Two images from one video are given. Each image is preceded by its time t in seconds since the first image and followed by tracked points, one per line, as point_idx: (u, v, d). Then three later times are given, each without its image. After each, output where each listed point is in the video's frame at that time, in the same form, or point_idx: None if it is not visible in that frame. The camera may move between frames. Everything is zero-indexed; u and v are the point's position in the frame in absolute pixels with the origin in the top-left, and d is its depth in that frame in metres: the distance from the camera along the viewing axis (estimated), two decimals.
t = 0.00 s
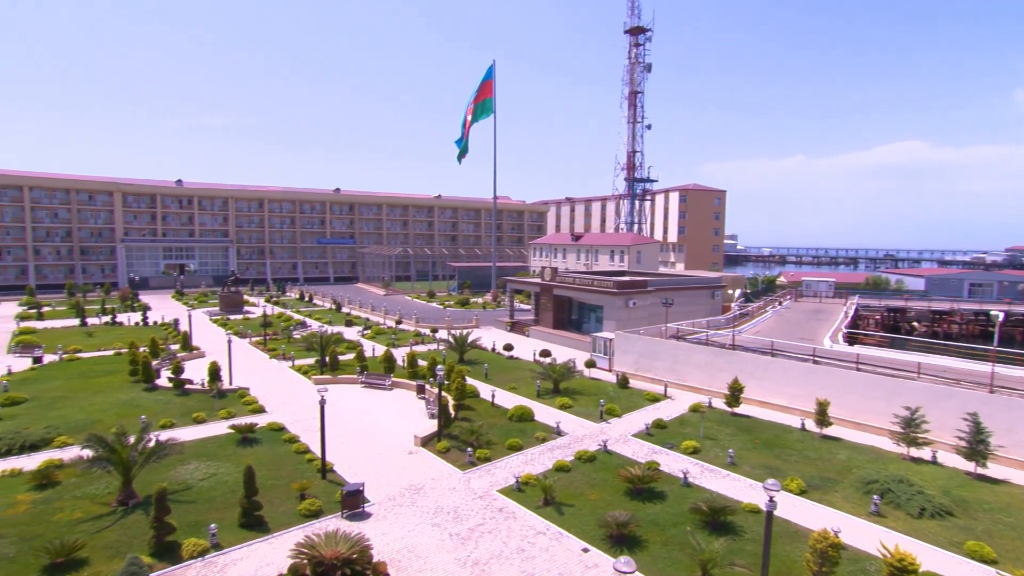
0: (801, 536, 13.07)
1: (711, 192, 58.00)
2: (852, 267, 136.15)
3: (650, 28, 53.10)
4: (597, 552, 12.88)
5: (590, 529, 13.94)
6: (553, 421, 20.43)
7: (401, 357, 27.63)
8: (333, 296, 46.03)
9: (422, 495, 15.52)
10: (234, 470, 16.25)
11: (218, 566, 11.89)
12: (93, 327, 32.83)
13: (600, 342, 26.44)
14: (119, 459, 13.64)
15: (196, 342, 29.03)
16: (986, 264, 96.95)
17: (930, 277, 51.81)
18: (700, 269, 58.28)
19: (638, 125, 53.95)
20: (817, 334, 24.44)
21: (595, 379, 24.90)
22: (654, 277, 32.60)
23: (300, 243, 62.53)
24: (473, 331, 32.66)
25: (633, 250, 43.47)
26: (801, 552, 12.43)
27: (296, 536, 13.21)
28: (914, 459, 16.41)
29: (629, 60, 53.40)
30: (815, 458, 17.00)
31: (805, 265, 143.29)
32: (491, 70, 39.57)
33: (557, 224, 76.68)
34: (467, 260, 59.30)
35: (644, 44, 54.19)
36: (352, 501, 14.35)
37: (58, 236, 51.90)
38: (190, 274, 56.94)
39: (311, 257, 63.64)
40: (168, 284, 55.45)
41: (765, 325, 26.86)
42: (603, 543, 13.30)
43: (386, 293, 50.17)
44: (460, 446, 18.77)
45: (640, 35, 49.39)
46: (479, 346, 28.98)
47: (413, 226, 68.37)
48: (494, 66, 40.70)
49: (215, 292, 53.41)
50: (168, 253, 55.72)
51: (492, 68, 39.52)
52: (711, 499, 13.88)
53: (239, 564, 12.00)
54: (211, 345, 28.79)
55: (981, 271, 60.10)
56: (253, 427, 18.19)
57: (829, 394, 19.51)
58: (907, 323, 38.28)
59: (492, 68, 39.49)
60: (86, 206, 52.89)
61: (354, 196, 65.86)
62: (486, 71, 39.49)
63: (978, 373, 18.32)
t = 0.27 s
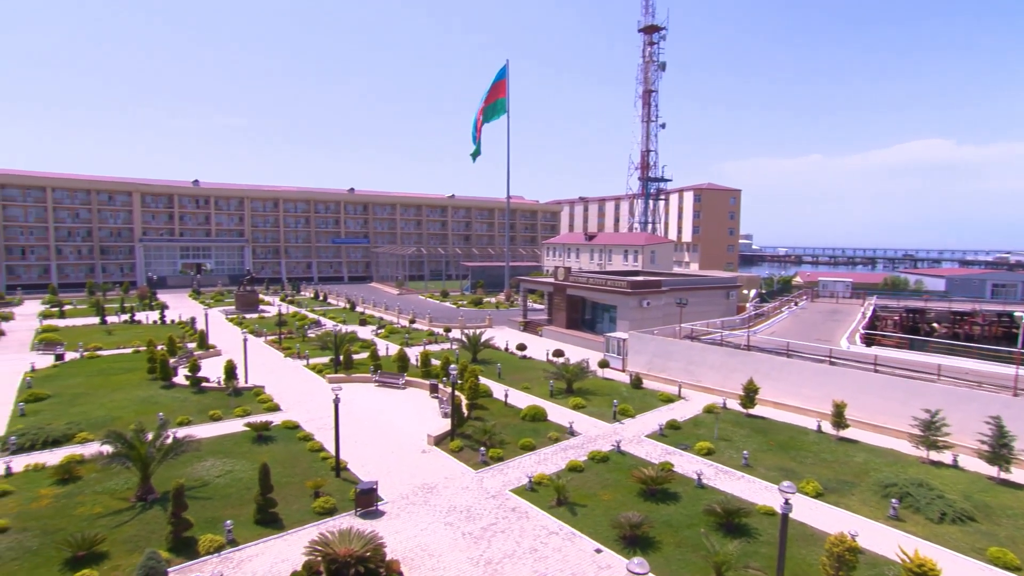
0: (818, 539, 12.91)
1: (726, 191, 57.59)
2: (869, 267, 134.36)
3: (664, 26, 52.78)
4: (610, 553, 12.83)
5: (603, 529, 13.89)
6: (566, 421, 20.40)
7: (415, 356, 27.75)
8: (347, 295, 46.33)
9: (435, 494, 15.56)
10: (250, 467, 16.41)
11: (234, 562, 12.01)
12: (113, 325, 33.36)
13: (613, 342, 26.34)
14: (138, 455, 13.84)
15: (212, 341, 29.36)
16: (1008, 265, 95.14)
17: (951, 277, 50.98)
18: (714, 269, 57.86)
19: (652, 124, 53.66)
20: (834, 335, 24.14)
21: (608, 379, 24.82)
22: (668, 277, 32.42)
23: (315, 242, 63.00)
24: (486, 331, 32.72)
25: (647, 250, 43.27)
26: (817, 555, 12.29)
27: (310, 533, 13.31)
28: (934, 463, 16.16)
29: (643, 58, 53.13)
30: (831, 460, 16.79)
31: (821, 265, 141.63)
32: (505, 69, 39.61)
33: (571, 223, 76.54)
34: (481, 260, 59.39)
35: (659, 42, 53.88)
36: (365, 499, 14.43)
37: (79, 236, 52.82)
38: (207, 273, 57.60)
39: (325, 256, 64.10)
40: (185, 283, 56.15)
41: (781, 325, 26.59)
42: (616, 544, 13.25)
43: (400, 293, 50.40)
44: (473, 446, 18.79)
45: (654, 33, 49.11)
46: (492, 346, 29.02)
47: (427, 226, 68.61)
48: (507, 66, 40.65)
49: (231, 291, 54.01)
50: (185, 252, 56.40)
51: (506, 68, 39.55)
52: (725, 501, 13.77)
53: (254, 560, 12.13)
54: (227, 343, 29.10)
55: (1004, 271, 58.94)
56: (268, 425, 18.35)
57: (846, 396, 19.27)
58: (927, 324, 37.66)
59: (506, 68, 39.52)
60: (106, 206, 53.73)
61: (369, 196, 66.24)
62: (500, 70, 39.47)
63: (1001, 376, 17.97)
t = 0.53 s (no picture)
0: (832, 543, 12.76)
1: (739, 191, 57.26)
2: (884, 268, 132.84)
3: (677, 25, 52.54)
4: (621, 554, 12.79)
5: (614, 530, 13.84)
6: (577, 421, 20.37)
7: (426, 356, 27.84)
8: (359, 295, 46.59)
9: (446, 493, 15.60)
10: (263, 465, 16.54)
11: (247, 559, 12.12)
12: (129, 324, 33.78)
13: (625, 342, 26.27)
14: (153, 452, 14.00)
15: (226, 340, 29.64)
16: None
17: (969, 278, 50.28)
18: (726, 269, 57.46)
19: (664, 123, 53.43)
20: (849, 336, 23.89)
21: (620, 379, 24.75)
22: (680, 277, 32.28)
23: (327, 242, 63.42)
24: (498, 331, 32.76)
25: (659, 250, 43.11)
26: (831, 559, 12.15)
27: (322, 532, 13.39)
28: (951, 467, 15.93)
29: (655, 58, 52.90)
30: (846, 463, 16.62)
31: (835, 265, 140.25)
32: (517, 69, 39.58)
33: (582, 223, 76.44)
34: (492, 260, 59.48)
35: (671, 41, 53.62)
36: (377, 498, 14.48)
37: (96, 236, 53.56)
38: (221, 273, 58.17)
39: (338, 256, 64.45)
40: (199, 282, 56.75)
41: (794, 326, 26.37)
42: (628, 545, 13.19)
43: (411, 292, 50.60)
44: (484, 445, 18.81)
45: (666, 32, 48.92)
46: (503, 346, 29.06)
47: (438, 226, 68.82)
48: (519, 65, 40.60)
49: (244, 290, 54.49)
50: (200, 252, 56.98)
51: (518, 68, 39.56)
52: (738, 503, 13.68)
53: (266, 557, 12.22)
54: (240, 342, 29.36)
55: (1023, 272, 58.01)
56: (280, 424, 18.49)
57: (860, 398, 19.07)
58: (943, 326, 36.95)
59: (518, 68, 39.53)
60: (123, 206, 54.42)
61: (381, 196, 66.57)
62: (512, 69, 39.44)
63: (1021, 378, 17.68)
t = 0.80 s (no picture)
0: (848, 547, 12.59)
1: (753, 191, 56.86)
2: (901, 268, 131.10)
3: (690, 24, 52.25)
4: (634, 556, 12.74)
5: (627, 532, 13.78)
6: (590, 422, 20.32)
7: (439, 355, 27.93)
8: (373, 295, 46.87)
9: (458, 493, 15.63)
10: (277, 463, 16.69)
11: (261, 556, 12.23)
12: (146, 323, 34.23)
13: (638, 342, 26.16)
14: (169, 449, 14.17)
15: (241, 339, 29.94)
16: None
17: (989, 279, 49.48)
18: (740, 270, 57.00)
19: (677, 122, 53.14)
20: (865, 337, 23.61)
21: (632, 380, 24.66)
22: (693, 277, 32.11)
23: (340, 242, 63.83)
24: (510, 331, 32.78)
25: (672, 250, 42.91)
26: (847, 563, 12.00)
27: (335, 530, 13.47)
28: (971, 471, 15.67)
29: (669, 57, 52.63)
30: (862, 466, 16.43)
31: (851, 266, 138.65)
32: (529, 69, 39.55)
33: (595, 223, 76.27)
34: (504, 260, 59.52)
35: (685, 40, 53.31)
36: (389, 497, 14.55)
37: (114, 236, 54.33)
38: (236, 272, 58.75)
39: (351, 256, 64.83)
40: (215, 282, 57.35)
41: (809, 327, 26.10)
42: (640, 546, 13.13)
43: (424, 292, 50.77)
44: (497, 445, 18.83)
45: (680, 31, 48.64)
46: (516, 346, 29.08)
47: (451, 226, 69.01)
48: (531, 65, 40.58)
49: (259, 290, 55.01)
50: (215, 252, 57.60)
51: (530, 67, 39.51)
52: (752, 505, 13.56)
53: (280, 555, 12.32)
54: (255, 342, 29.63)
55: None
56: (294, 423, 18.64)
57: (877, 400, 18.83)
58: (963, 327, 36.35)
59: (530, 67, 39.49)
60: (140, 207, 55.15)
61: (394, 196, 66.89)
62: (524, 69, 39.44)
63: None
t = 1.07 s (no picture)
0: (863, 550, 12.44)
1: (766, 190, 56.45)
2: (917, 269, 129.38)
3: (702, 23, 51.93)
4: (645, 557, 12.68)
5: (638, 533, 13.72)
6: (601, 422, 20.27)
7: (450, 355, 27.99)
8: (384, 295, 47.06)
9: (468, 492, 15.66)
10: (289, 462, 16.81)
11: (273, 554, 12.32)
12: (161, 322, 34.64)
13: (649, 343, 26.06)
14: (184, 447, 14.33)
15: (254, 338, 30.19)
16: None
17: (1008, 280, 48.69)
18: (753, 270, 56.57)
19: (689, 122, 52.84)
20: (880, 339, 23.33)
21: (644, 381, 24.58)
22: (706, 278, 31.93)
23: (352, 242, 64.16)
24: (521, 331, 32.79)
25: (684, 250, 42.70)
26: (862, 567, 11.82)
27: (347, 528, 13.54)
28: (989, 475, 15.44)
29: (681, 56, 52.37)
30: (877, 469, 16.24)
31: (866, 266, 137.09)
32: (540, 69, 39.53)
33: (606, 223, 76.09)
34: (515, 260, 59.53)
35: (697, 39, 53.01)
36: (400, 496, 14.60)
37: (130, 236, 55.02)
38: (249, 272, 59.27)
39: (363, 256, 65.16)
40: (228, 282, 57.88)
41: (823, 328, 25.85)
42: (651, 548, 13.07)
43: (435, 292, 50.90)
44: (507, 445, 18.83)
45: (692, 30, 48.39)
46: (527, 346, 29.08)
47: (462, 226, 69.14)
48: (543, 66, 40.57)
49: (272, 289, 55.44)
50: (228, 252, 58.16)
51: (541, 68, 39.48)
52: (764, 507, 13.45)
53: (292, 553, 12.41)
54: (267, 341, 29.86)
55: None
56: (306, 421, 18.76)
57: (893, 402, 18.61)
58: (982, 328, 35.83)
59: (542, 68, 39.47)
60: (155, 207, 55.81)
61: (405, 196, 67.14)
62: (536, 69, 39.39)
63: None
